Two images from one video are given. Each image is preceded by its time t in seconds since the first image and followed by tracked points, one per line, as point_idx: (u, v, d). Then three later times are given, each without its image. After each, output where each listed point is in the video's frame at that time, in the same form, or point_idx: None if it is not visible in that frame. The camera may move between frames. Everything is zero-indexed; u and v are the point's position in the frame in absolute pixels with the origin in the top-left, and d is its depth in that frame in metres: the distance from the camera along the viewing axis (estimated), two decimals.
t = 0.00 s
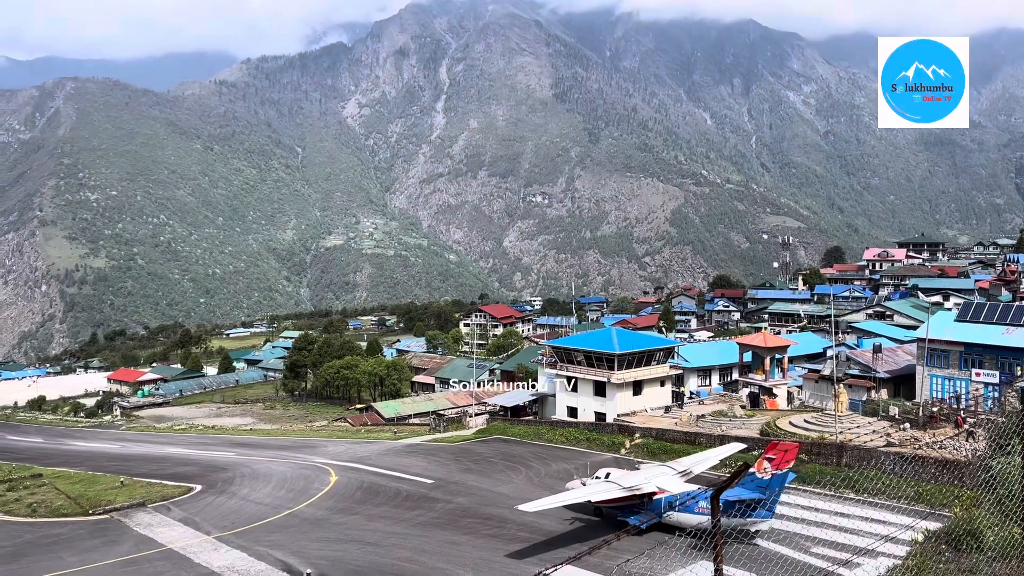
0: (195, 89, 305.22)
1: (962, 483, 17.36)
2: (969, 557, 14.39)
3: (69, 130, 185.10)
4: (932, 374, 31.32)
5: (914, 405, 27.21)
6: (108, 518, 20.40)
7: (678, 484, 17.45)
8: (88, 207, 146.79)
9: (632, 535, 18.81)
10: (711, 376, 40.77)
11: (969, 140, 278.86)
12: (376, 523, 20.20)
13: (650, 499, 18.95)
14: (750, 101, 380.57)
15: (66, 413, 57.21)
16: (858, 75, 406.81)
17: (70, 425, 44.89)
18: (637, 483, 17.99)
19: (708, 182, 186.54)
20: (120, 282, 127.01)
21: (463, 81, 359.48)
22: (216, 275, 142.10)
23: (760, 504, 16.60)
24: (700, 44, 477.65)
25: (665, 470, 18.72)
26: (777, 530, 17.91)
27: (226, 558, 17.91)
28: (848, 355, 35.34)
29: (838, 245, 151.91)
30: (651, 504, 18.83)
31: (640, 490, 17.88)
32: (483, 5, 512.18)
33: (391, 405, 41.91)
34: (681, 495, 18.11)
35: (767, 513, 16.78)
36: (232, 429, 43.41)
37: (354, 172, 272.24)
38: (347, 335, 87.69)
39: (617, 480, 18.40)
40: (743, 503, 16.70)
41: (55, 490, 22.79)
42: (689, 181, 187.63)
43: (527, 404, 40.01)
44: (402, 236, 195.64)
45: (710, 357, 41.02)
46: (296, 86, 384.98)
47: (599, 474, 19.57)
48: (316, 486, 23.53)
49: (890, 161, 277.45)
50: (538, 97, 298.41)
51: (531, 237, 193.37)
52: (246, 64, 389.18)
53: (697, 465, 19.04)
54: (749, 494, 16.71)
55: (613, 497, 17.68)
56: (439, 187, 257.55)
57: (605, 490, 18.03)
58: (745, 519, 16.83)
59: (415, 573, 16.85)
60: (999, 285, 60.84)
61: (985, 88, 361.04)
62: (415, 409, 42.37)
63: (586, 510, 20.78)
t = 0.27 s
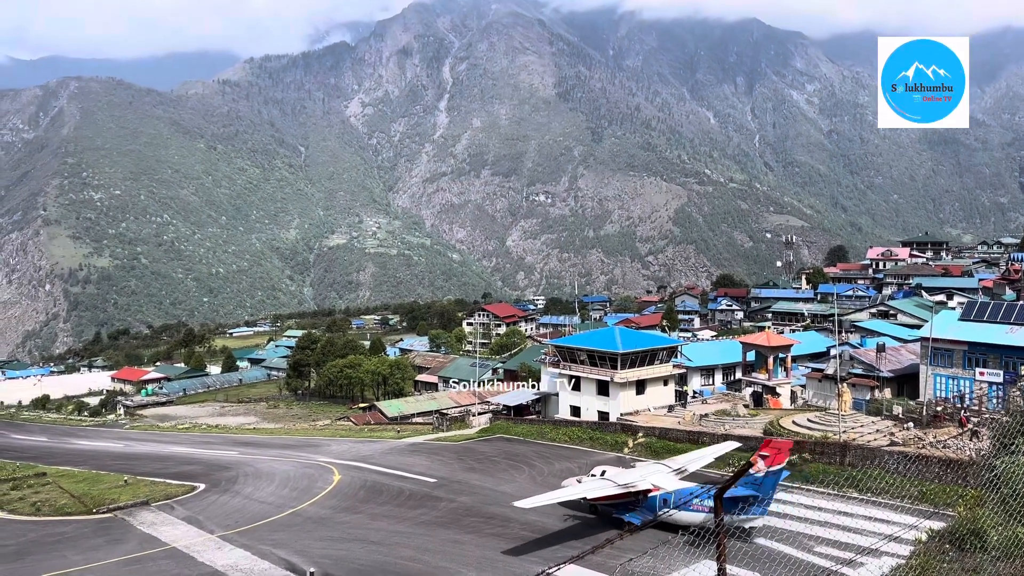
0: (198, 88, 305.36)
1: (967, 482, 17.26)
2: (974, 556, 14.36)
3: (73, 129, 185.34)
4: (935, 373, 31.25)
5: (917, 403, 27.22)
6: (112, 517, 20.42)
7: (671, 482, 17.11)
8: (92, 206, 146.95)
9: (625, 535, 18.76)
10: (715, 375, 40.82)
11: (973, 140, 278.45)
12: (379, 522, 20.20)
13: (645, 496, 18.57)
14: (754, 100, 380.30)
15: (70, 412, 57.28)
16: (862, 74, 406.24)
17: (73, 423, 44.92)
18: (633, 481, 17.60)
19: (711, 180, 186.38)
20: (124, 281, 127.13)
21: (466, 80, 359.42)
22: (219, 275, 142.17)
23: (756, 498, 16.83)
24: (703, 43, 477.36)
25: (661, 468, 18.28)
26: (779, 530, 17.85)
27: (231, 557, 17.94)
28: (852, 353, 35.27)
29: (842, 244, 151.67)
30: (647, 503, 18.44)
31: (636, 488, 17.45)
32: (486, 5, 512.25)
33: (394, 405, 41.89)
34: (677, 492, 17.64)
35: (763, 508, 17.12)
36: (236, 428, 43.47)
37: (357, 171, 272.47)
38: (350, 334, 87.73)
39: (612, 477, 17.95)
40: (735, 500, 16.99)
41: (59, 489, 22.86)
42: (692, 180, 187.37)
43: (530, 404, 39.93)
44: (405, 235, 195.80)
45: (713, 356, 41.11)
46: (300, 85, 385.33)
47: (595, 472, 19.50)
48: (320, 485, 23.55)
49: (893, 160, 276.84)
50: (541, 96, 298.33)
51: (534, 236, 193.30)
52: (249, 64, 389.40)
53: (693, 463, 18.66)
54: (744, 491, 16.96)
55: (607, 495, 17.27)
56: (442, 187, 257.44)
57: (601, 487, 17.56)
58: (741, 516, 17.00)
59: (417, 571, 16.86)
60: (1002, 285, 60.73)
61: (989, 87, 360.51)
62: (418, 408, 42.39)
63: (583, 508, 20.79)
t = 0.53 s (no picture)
0: (202, 88, 305.63)
1: (971, 482, 17.27)
2: (978, 556, 14.36)
3: (77, 129, 185.60)
4: (940, 372, 31.16)
5: (922, 403, 27.15)
6: (117, 515, 20.46)
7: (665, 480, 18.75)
8: (96, 206, 147.23)
9: (621, 530, 18.90)
10: (718, 373, 40.83)
11: (978, 139, 277.61)
12: (382, 521, 20.22)
13: (639, 492, 18.78)
14: (758, 99, 379.67)
15: (76, 411, 57.28)
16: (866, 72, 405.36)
17: (77, 423, 44.94)
18: (625, 479, 18.96)
19: (715, 180, 186.10)
20: (129, 280, 127.33)
21: (470, 80, 359.22)
22: (223, 274, 142.30)
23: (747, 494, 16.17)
24: (707, 42, 476.65)
25: (653, 466, 19.87)
26: (783, 530, 17.87)
27: (235, 555, 17.99)
28: (856, 353, 35.22)
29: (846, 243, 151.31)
30: (640, 499, 18.79)
31: (627, 487, 18.82)
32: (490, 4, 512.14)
33: (398, 404, 41.99)
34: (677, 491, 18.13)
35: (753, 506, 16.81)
36: (240, 427, 43.52)
37: (361, 170, 272.65)
38: (354, 334, 87.63)
39: (606, 474, 19.20)
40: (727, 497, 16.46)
41: (64, 487, 22.90)
42: (696, 179, 187.06)
43: (534, 403, 39.95)
44: (409, 235, 195.76)
45: (717, 356, 41.00)
46: (304, 85, 385.66)
47: (588, 470, 20.21)
48: (323, 484, 23.56)
49: (898, 159, 276.09)
50: (545, 95, 298.08)
51: (537, 236, 193.17)
52: (253, 63, 389.59)
53: (686, 460, 20.21)
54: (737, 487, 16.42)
55: (602, 491, 18.47)
56: (446, 186, 257.29)
57: (594, 485, 18.83)
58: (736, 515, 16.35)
59: (421, 570, 16.87)
60: (1007, 284, 60.59)
61: (994, 86, 359.35)
62: (422, 407, 42.43)
63: (575, 505, 21.10)
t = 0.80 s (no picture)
0: (208, 87, 306.19)
1: (979, 482, 17.19)
2: (984, 555, 14.33)
3: (83, 128, 186.12)
4: (947, 372, 31.07)
5: (929, 403, 27.05)
6: (123, 514, 20.53)
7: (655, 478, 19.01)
8: (102, 205, 147.70)
9: (611, 526, 19.22)
10: (724, 373, 40.68)
11: (985, 137, 276.52)
12: (387, 520, 20.26)
13: (630, 489, 19.04)
14: (763, 97, 378.92)
15: (81, 410, 57.46)
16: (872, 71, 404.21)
17: (84, 421, 45.12)
18: (615, 476, 19.25)
19: (720, 179, 185.82)
20: (134, 279, 127.71)
21: (475, 79, 359.12)
22: (228, 273, 142.58)
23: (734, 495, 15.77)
24: (712, 41, 475.72)
25: (643, 462, 20.25)
26: (787, 530, 17.84)
27: (240, 554, 18.06)
28: (862, 352, 35.15)
29: (852, 242, 150.86)
30: (630, 496, 19.07)
31: (616, 484, 19.13)
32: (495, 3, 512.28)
33: (403, 403, 42.03)
34: (667, 489, 18.27)
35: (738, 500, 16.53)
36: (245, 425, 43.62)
37: (365, 169, 272.89)
38: (360, 333, 87.72)
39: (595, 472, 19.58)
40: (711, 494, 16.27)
41: (70, 486, 22.99)
42: (701, 178, 186.84)
43: (539, 402, 39.94)
44: (414, 234, 195.89)
45: (723, 355, 40.89)
46: (309, 84, 386.14)
47: (578, 467, 20.46)
48: (329, 482, 23.61)
49: (903, 158, 275.29)
50: (550, 94, 297.88)
51: (542, 235, 193.18)
52: (258, 63, 390.15)
53: (675, 458, 20.61)
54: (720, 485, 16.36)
55: (591, 489, 18.86)
56: (451, 185, 257.29)
57: (583, 481, 19.23)
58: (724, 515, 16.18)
59: (425, 569, 16.88)
60: (1013, 283, 60.42)
61: (1001, 84, 357.84)
62: (427, 406, 42.46)
63: (567, 501, 21.47)
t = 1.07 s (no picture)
0: (214, 87, 306.64)
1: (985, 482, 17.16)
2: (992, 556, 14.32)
3: (90, 128, 186.53)
4: (953, 371, 30.99)
5: (935, 403, 26.97)
6: (129, 513, 20.58)
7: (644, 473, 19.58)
8: (108, 205, 148.06)
9: (600, 522, 19.56)
10: (729, 373, 40.60)
11: (992, 136, 275.43)
12: (392, 519, 20.28)
13: (619, 485, 19.48)
14: (769, 96, 378.23)
15: (87, 409, 57.66)
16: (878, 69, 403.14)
17: (90, 420, 45.27)
18: (605, 472, 19.68)
19: (725, 178, 185.57)
20: (140, 279, 128.09)
21: (480, 78, 359.00)
22: (234, 273, 142.82)
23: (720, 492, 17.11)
24: (717, 39, 474.88)
25: (634, 460, 20.77)
26: (792, 529, 17.88)
27: (246, 553, 18.09)
28: (868, 352, 35.12)
29: (858, 242, 150.50)
30: (620, 492, 19.55)
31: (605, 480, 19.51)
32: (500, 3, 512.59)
33: (408, 403, 42.07)
34: (653, 483, 19.08)
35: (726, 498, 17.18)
36: (251, 424, 43.73)
37: (371, 169, 273.23)
38: (365, 332, 87.72)
39: (585, 468, 19.90)
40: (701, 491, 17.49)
41: (76, 485, 23.06)
42: (706, 177, 186.64)
43: (544, 402, 39.98)
44: (419, 233, 196.02)
45: (729, 355, 40.84)
46: (315, 84, 386.54)
47: (569, 464, 20.79)
48: (334, 481, 23.64)
49: (910, 157, 274.34)
50: (555, 94, 297.59)
51: (547, 234, 193.11)
52: (264, 62, 390.46)
53: (664, 456, 21.19)
54: (708, 482, 17.64)
55: (581, 484, 19.20)
56: (456, 185, 257.26)
57: (574, 477, 19.54)
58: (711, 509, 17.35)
59: (431, 568, 16.91)
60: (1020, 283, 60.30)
61: (1008, 82, 356.25)
62: (432, 406, 42.49)
63: (558, 497, 21.70)
